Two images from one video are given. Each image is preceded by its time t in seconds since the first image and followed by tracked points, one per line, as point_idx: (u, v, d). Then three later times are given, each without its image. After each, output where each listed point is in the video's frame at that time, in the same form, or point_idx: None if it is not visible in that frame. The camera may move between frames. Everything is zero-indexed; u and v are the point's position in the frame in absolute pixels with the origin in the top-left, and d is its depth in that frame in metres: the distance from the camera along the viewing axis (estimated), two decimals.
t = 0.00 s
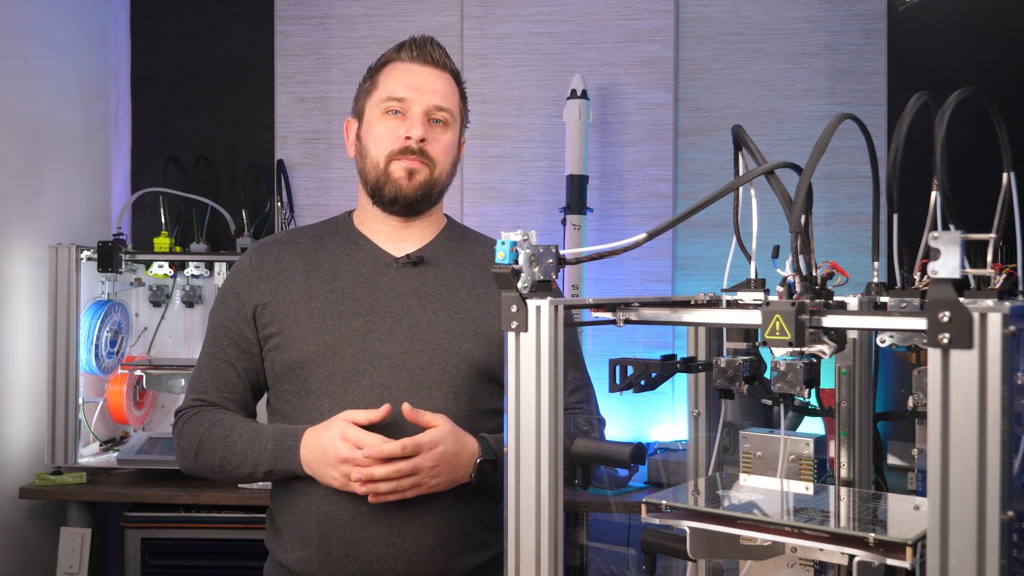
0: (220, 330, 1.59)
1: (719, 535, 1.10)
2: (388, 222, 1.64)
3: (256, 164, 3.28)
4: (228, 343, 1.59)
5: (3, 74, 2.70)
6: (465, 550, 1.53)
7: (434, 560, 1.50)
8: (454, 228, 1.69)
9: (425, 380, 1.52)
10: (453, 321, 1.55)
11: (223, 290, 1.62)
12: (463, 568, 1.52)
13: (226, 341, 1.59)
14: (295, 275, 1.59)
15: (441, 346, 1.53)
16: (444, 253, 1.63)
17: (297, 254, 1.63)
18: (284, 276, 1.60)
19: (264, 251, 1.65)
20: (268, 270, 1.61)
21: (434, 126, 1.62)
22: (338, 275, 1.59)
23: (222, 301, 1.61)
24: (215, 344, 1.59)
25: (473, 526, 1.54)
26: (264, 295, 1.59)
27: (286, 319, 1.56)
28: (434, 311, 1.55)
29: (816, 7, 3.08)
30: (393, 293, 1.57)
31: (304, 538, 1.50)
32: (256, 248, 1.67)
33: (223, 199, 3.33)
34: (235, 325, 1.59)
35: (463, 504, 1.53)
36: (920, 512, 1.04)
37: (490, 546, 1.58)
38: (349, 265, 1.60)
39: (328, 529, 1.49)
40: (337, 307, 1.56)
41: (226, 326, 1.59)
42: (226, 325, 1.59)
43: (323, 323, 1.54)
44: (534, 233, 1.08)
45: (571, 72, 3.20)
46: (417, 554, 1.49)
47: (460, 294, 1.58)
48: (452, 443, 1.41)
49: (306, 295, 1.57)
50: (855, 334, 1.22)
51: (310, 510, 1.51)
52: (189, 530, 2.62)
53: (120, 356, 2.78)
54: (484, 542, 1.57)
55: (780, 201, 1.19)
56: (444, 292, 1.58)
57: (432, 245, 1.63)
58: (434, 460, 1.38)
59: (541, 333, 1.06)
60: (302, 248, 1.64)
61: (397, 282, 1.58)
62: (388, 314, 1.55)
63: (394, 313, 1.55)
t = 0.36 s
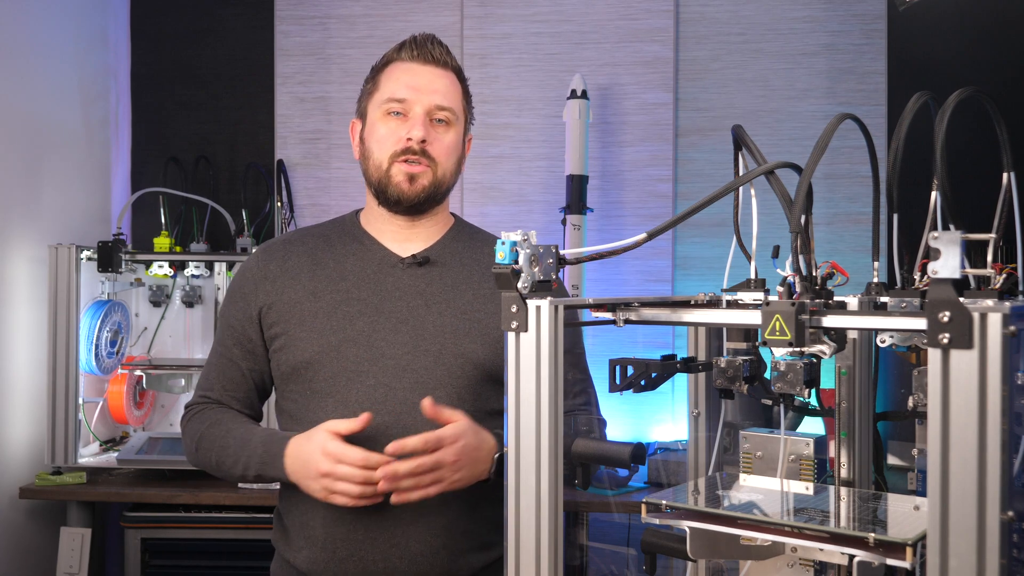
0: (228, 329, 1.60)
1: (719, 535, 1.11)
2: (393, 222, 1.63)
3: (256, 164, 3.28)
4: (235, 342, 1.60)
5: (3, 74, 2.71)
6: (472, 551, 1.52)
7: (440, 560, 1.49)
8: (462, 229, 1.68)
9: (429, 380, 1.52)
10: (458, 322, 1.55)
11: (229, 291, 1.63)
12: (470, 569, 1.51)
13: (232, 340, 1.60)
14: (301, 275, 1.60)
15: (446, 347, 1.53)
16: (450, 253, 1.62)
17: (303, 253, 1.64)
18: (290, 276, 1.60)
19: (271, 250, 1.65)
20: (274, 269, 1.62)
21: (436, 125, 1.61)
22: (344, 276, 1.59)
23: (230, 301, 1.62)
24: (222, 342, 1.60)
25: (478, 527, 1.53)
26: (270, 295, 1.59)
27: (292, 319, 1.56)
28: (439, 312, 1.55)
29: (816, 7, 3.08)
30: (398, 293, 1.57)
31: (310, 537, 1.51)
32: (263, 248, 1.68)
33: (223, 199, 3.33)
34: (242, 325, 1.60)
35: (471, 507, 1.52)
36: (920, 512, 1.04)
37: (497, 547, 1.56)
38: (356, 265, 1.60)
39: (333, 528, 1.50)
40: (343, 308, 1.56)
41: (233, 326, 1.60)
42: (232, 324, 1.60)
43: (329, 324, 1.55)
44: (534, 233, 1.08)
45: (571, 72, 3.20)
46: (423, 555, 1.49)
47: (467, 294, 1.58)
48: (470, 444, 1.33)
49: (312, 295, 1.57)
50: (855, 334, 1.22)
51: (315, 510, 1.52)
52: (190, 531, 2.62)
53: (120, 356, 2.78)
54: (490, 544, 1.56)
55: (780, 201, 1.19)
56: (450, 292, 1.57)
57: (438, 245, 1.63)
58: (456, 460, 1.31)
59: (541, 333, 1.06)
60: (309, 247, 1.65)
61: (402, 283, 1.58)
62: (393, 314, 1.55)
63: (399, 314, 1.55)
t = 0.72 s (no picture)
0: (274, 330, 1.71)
1: (719, 535, 1.11)
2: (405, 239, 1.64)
3: (256, 164, 3.28)
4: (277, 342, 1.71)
5: (2, 73, 2.71)
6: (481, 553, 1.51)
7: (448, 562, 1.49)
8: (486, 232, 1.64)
9: (441, 383, 1.52)
10: (473, 326, 1.53)
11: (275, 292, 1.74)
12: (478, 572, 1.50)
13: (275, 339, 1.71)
14: (328, 277, 1.65)
15: (459, 351, 1.52)
16: (473, 256, 1.60)
17: (332, 255, 1.69)
18: (318, 279, 1.66)
19: (308, 252, 1.73)
20: (306, 271, 1.69)
21: (388, 160, 1.53)
22: (365, 278, 1.62)
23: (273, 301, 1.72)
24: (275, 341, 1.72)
25: (494, 529, 1.51)
26: (299, 298, 1.66)
27: (314, 321, 1.62)
28: (454, 315, 1.55)
29: (816, 7, 3.08)
30: (415, 296, 1.57)
31: (329, 534, 1.57)
32: (307, 246, 1.76)
33: (223, 200, 3.33)
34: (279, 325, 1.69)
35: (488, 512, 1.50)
36: (920, 512, 1.04)
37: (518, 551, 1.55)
38: (377, 267, 1.62)
39: (347, 525, 1.54)
40: (361, 310, 1.59)
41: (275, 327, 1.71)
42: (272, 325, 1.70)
43: (347, 326, 1.59)
44: (534, 233, 1.08)
45: (571, 72, 3.20)
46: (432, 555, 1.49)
47: (484, 298, 1.56)
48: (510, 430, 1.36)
49: (334, 297, 1.62)
50: (855, 333, 1.22)
51: (333, 506, 1.57)
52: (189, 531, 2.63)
53: (120, 356, 2.78)
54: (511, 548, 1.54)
55: (780, 201, 1.19)
56: (467, 296, 1.56)
57: (455, 250, 1.60)
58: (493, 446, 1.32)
59: (541, 333, 1.06)
60: (338, 248, 1.70)
61: (419, 285, 1.58)
62: (409, 317, 1.56)
63: (414, 317, 1.56)
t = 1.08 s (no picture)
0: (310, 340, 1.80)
1: (718, 535, 1.10)
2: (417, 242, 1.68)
3: (256, 164, 3.28)
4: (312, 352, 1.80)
5: (2, 73, 2.71)
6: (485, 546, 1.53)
7: (451, 561, 1.51)
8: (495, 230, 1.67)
9: (442, 386, 1.55)
10: (475, 329, 1.56)
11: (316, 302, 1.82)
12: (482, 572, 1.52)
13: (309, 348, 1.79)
14: (352, 283, 1.72)
15: (461, 353, 1.55)
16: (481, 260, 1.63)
17: (358, 263, 1.75)
18: (343, 286, 1.73)
19: (339, 261, 1.80)
20: (335, 278, 1.76)
21: (395, 160, 1.58)
22: (382, 284, 1.67)
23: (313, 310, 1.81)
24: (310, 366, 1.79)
25: (492, 534, 1.53)
26: (326, 306, 1.74)
27: (335, 326, 1.69)
28: (458, 318, 1.58)
29: (816, 7, 3.08)
30: (425, 301, 1.61)
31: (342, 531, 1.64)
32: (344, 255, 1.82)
33: (223, 200, 3.33)
34: (314, 333, 1.77)
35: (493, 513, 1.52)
36: (920, 512, 1.04)
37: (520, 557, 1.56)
38: (395, 274, 1.67)
39: (358, 523, 1.60)
40: (376, 316, 1.64)
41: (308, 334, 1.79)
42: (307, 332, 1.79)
43: (363, 331, 1.64)
44: (534, 233, 1.08)
45: (571, 72, 3.20)
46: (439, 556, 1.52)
47: (487, 300, 1.58)
48: (485, 459, 1.32)
49: (354, 303, 1.68)
50: (854, 333, 1.21)
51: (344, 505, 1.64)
52: (190, 531, 2.63)
53: (120, 356, 2.78)
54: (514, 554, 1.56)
55: (780, 201, 1.19)
56: (472, 299, 1.59)
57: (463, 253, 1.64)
58: (464, 478, 1.30)
59: (541, 332, 1.06)
60: (363, 256, 1.76)
61: (428, 290, 1.62)
62: (418, 321, 1.60)
63: (423, 321, 1.60)
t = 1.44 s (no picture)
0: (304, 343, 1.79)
1: (718, 535, 1.10)
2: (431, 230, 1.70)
3: (256, 164, 3.28)
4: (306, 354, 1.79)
5: (2, 73, 2.71)
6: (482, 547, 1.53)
7: (454, 558, 1.52)
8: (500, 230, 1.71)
9: (448, 383, 1.56)
10: (479, 326, 1.57)
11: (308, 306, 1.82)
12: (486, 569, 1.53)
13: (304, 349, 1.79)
14: (352, 283, 1.72)
15: (466, 350, 1.56)
16: (481, 257, 1.65)
17: (357, 264, 1.75)
18: (343, 286, 1.73)
19: (336, 263, 1.80)
20: (334, 280, 1.76)
21: (459, 131, 1.67)
22: (384, 283, 1.68)
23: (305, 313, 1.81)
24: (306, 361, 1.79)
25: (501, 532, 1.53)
26: (325, 306, 1.73)
27: (337, 326, 1.69)
28: (463, 315, 1.59)
29: (816, 8, 3.08)
30: (427, 298, 1.62)
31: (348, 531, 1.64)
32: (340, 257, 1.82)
33: (223, 200, 3.33)
34: (310, 335, 1.77)
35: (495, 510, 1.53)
36: (920, 512, 1.04)
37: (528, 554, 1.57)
38: (396, 273, 1.68)
39: (363, 523, 1.61)
40: (378, 315, 1.64)
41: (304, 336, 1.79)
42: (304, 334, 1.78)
43: (365, 331, 1.64)
44: (534, 233, 1.08)
45: (571, 72, 3.20)
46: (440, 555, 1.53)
47: (490, 297, 1.60)
48: (475, 463, 1.34)
49: (355, 303, 1.68)
50: (854, 333, 1.21)
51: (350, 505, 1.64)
52: (190, 531, 2.62)
53: (120, 356, 2.78)
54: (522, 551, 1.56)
55: (780, 201, 1.19)
56: (475, 296, 1.60)
57: (471, 249, 1.67)
58: (456, 482, 1.31)
59: (541, 332, 1.06)
60: (362, 258, 1.76)
61: (432, 288, 1.63)
62: (422, 319, 1.61)
63: (426, 319, 1.61)
